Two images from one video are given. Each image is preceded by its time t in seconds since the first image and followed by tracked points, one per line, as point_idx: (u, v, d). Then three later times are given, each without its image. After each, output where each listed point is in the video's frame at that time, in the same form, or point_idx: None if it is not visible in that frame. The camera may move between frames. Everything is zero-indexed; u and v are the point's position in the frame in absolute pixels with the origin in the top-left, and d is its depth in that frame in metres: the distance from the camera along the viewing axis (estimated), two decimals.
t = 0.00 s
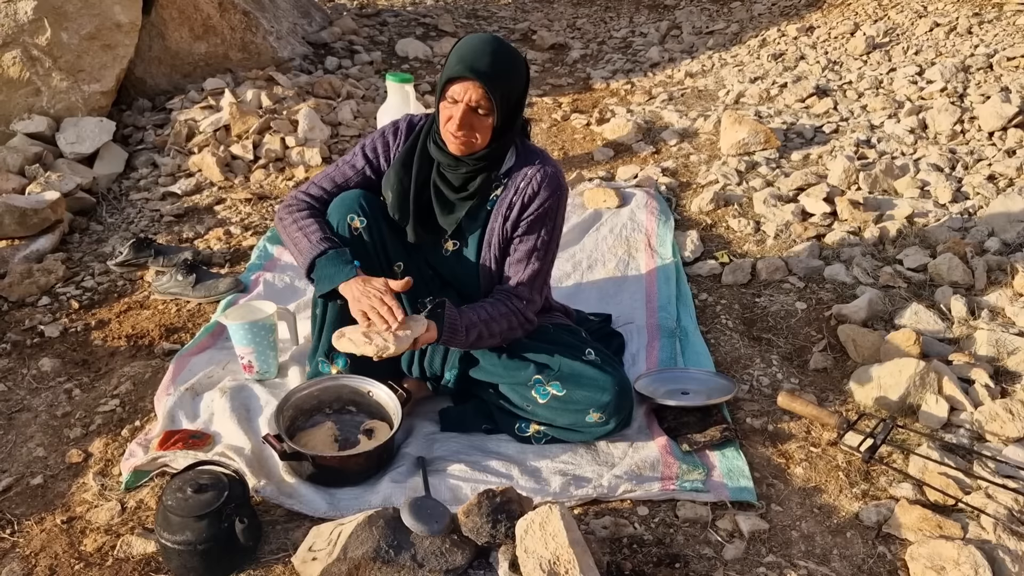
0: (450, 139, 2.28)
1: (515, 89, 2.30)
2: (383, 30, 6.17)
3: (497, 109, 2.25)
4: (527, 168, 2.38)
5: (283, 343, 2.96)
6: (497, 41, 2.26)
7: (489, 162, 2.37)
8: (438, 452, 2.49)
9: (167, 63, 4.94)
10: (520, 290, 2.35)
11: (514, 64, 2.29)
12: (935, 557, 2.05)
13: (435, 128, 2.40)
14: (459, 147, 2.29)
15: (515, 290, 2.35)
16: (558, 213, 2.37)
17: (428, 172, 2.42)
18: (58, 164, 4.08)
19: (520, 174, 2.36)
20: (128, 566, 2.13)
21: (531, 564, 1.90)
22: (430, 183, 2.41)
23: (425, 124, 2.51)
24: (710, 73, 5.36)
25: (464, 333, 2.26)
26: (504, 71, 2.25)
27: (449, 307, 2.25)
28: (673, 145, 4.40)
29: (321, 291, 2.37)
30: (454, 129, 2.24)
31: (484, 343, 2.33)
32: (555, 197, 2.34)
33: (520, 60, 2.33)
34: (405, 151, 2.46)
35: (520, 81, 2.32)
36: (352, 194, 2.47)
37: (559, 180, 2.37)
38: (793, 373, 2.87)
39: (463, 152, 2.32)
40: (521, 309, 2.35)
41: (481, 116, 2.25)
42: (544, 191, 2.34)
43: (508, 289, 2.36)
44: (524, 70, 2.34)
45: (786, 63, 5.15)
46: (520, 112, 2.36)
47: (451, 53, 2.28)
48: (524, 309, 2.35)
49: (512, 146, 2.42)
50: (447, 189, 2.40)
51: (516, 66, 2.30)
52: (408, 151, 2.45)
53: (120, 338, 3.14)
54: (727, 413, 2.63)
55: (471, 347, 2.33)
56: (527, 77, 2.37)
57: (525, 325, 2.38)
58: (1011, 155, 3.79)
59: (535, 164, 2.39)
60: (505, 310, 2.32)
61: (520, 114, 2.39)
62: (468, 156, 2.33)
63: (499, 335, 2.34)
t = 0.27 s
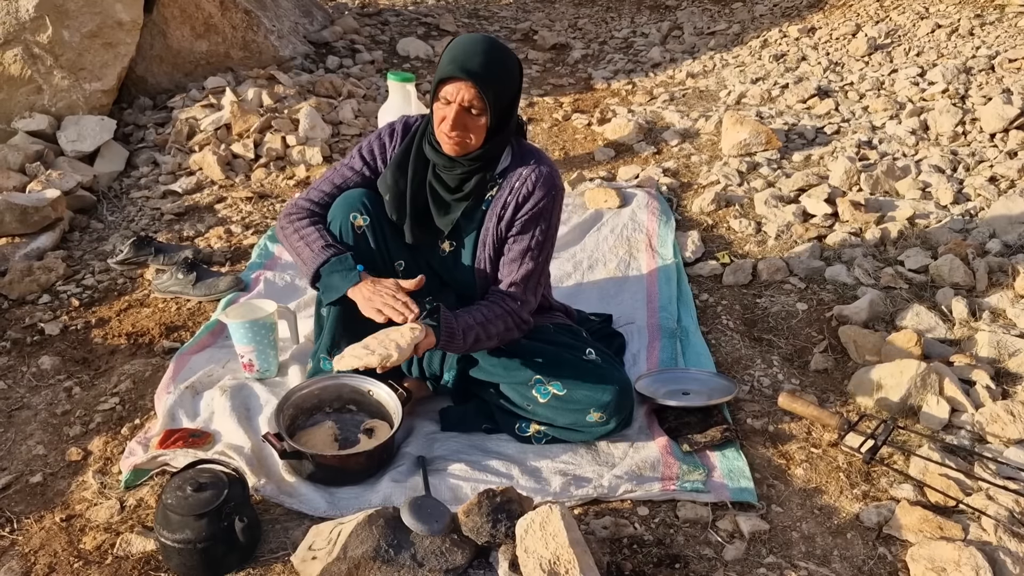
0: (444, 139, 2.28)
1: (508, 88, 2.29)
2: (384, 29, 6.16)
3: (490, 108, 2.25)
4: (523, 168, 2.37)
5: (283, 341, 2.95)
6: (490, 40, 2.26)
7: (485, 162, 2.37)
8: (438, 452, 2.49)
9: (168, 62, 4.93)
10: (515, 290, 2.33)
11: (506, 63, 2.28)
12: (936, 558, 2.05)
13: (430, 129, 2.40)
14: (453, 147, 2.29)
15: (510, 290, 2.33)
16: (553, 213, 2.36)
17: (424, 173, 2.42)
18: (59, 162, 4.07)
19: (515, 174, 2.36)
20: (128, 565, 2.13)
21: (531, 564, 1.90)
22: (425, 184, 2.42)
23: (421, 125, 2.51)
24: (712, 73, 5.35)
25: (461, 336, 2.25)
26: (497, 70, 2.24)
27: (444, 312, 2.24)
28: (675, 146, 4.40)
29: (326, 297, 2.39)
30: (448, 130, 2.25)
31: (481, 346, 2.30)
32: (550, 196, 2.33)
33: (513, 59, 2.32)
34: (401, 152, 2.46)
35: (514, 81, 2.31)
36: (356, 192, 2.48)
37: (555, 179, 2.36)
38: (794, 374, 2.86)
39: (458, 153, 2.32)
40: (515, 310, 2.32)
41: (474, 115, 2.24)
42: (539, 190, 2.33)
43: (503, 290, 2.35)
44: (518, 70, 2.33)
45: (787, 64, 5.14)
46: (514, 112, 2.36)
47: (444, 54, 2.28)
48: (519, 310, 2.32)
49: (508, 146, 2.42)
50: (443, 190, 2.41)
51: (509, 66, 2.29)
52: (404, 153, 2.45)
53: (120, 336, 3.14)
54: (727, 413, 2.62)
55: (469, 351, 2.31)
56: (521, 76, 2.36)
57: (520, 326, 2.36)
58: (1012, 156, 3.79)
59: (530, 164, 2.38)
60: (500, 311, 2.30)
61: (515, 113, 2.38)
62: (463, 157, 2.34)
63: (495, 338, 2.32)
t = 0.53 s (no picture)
0: (441, 139, 2.29)
1: (504, 88, 2.30)
2: (386, 28, 6.16)
3: (486, 108, 2.25)
4: (520, 168, 2.37)
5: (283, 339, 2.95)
6: (486, 41, 2.27)
7: (482, 162, 2.37)
8: (437, 451, 2.49)
9: (170, 59, 4.93)
10: (510, 289, 2.34)
11: (503, 63, 2.29)
12: (934, 561, 2.05)
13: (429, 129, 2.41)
14: (450, 147, 2.30)
15: (505, 289, 2.34)
16: (551, 213, 2.35)
17: (423, 173, 2.43)
18: (60, 158, 4.07)
19: (513, 174, 2.37)
20: (125, 561, 2.12)
21: (529, 564, 1.89)
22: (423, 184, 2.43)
23: (420, 125, 2.52)
24: (713, 75, 5.35)
25: (455, 336, 2.26)
26: (492, 70, 2.25)
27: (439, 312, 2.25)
28: (676, 147, 4.40)
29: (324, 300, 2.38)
30: (444, 129, 2.25)
31: (476, 346, 2.32)
32: (547, 196, 2.33)
33: (510, 59, 2.33)
34: (400, 151, 2.47)
35: (510, 81, 2.32)
36: (357, 192, 2.48)
37: (552, 179, 2.36)
38: (793, 376, 2.86)
39: (455, 152, 2.33)
40: (510, 310, 2.34)
41: (470, 115, 2.25)
42: (536, 190, 2.33)
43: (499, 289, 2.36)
44: (515, 70, 2.34)
45: (789, 66, 5.14)
46: (511, 112, 2.37)
47: (441, 54, 2.29)
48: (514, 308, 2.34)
49: (506, 147, 2.42)
50: (441, 190, 2.41)
51: (505, 65, 2.30)
52: (403, 151, 2.46)
53: (119, 333, 3.14)
54: (726, 415, 2.62)
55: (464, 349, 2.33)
56: (518, 77, 2.37)
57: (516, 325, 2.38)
58: (1014, 160, 3.78)
59: (527, 164, 2.38)
60: (495, 310, 2.32)
61: (513, 114, 2.39)
62: (460, 156, 2.34)
63: (491, 338, 2.33)
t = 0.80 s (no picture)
0: (439, 138, 2.29)
1: (502, 86, 2.30)
2: (388, 27, 6.17)
3: (483, 106, 2.25)
4: (520, 167, 2.37)
5: (283, 338, 2.95)
6: (482, 39, 2.27)
7: (481, 161, 2.37)
8: (437, 450, 2.49)
9: (171, 57, 4.93)
10: (511, 288, 2.34)
11: (500, 61, 2.29)
12: (933, 562, 2.04)
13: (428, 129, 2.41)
14: (449, 146, 2.30)
15: (506, 287, 2.34)
16: (551, 211, 2.35)
17: (422, 173, 2.43)
18: (61, 156, 4.07)
19: (512, 173, 2.36)
20: (125, 559, 2.12)
21: (528, 563, 1.89)
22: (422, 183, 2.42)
23: (419, 125, 2.52)
24: (715, 75, 5.35)
25: (458, 329, 2.26)
26: (489, 68, 2.25)
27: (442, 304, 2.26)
28: (677, 147, 4.40)
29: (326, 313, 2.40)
30: (443, 128, 2.25)
31: (477, 341, 2.32)
32: (547, 195, 2.33)
33: (507, 57, 2.33)
34: (399, 151, 2.47)
35: (508, 79, 2.32)
36: (357, 190, 2.48)
37: (551, 178, 2.36)
38: (793, 376, 2.86)
39: (454, 151, 2.33)
40: (511, 307, 2.34)
41: (468, 113, 2.25)
42: (536, 189, 2.33)
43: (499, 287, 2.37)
44: (512, 68, 2.34)
45: (790, 67, 5.14)
46: (509, 110, 2.36)
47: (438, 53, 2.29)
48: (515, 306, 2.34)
49: (505, 145, 2.42)
50: (441, 189, 2.41)
51: (502, 63, 2.30)
52: (402, 151, 2.46)
53: (120, 331, 3.14)
54: (726, 415, 2.62)
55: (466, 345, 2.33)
56: (516, 75, 2.37)
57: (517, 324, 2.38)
58: (1015, 162, 3.78)
59: (526, 163, 2.38)
60: (496, 306, 2.32)
61: (511, 112, 2.39)
62: (459, 155, 2.34)
63: (492, 333, 2.33)
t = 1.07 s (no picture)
0: (438, 137, 2.29)
1: (500, 84, 2.30)
2: (389, 27, 6.17)
3: (482, 104, 2.25)
4: (520, 165, 2.37)
5: (284, 337, 2.96)
6: (480, 37, 2.27)
7: (481, 160, 2.37)
8: (437, 449, 2.49)
9: (172, 56, 4.93)
10: (512, 287, 2.34)
11: (498, 59, 2.28)
12: (934, 562, 2.05)
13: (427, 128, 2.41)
14: (448, 144, 2.30)
15: (506, 287, 2.34)
16: (551, 210, 2.35)
17: (422, 172, 2.43)
18: (62, 155, 4.07)
19: (512, 171, 2.36)
20: (125, 557, 2.12)
21: (528, 562, 1.89)
22: (422, 182, 2.43)
23: (418, 124, 2.52)
24: (716, 75, 5.35)
25: (459, 327, 2.26)
26: (487, 65, 2.25)
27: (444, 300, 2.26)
28: (677, 147, 4.40)
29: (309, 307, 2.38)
30: (441, 127, 2.25)
31: (479, 338, 2.32)
32: (547, 193, 2.33)
33: (505, 55, 2.33)
34: (398, 150, 2.47)
35: (506, 76, 2.31)
36: (357, 191, 2.48)
37: (551, 177, 2.36)
38: (794, 376, 2.86)
39: (453, 150, 2.33)
40: (513, 306, 2.34)
41: (466, 111, 2.25)
42: (536, 187, 2.33)
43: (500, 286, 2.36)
44: (511, 66, 2.34)
45: (791, 67, 5.14)
46: (508, 108, 2.36)
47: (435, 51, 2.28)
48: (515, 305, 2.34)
49: (505, 144, 2.42)
50: (440, 189, 2.41)
51: (501, 61, 2.29)
52: (402, 150, 2.46)
53: (120, 330, 3.14)
54: (727, 415, 2.62)
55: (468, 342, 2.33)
56: (514, 72, 2.36)
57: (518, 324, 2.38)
58: (1015, 162, 3.78)
59: (527, 162, 2.38)
60: (498, 305, 2.32)
61: (510, 110, 2.39)
62: (458, 154, 2.34)
63: (494, 331, 2.33)
